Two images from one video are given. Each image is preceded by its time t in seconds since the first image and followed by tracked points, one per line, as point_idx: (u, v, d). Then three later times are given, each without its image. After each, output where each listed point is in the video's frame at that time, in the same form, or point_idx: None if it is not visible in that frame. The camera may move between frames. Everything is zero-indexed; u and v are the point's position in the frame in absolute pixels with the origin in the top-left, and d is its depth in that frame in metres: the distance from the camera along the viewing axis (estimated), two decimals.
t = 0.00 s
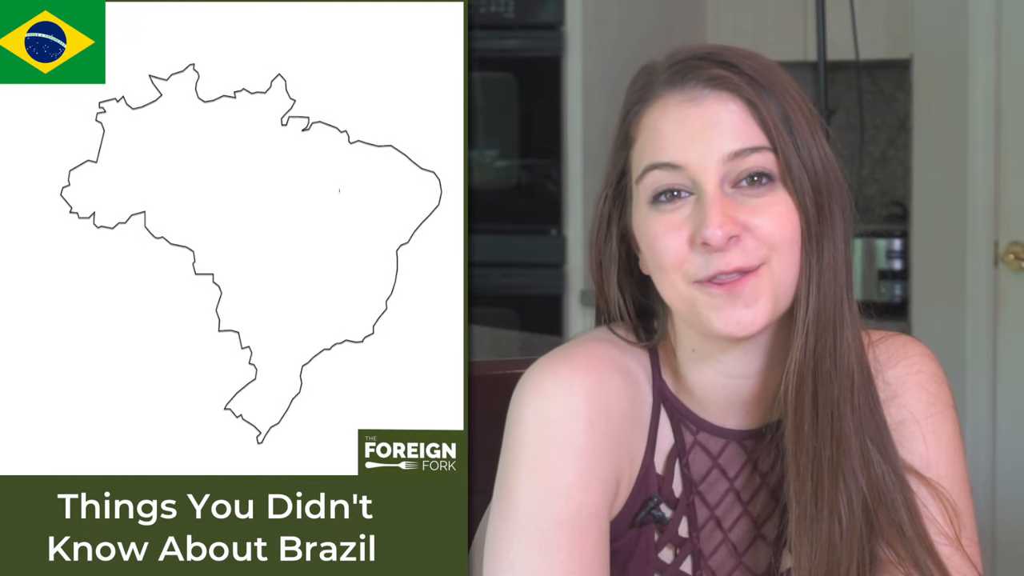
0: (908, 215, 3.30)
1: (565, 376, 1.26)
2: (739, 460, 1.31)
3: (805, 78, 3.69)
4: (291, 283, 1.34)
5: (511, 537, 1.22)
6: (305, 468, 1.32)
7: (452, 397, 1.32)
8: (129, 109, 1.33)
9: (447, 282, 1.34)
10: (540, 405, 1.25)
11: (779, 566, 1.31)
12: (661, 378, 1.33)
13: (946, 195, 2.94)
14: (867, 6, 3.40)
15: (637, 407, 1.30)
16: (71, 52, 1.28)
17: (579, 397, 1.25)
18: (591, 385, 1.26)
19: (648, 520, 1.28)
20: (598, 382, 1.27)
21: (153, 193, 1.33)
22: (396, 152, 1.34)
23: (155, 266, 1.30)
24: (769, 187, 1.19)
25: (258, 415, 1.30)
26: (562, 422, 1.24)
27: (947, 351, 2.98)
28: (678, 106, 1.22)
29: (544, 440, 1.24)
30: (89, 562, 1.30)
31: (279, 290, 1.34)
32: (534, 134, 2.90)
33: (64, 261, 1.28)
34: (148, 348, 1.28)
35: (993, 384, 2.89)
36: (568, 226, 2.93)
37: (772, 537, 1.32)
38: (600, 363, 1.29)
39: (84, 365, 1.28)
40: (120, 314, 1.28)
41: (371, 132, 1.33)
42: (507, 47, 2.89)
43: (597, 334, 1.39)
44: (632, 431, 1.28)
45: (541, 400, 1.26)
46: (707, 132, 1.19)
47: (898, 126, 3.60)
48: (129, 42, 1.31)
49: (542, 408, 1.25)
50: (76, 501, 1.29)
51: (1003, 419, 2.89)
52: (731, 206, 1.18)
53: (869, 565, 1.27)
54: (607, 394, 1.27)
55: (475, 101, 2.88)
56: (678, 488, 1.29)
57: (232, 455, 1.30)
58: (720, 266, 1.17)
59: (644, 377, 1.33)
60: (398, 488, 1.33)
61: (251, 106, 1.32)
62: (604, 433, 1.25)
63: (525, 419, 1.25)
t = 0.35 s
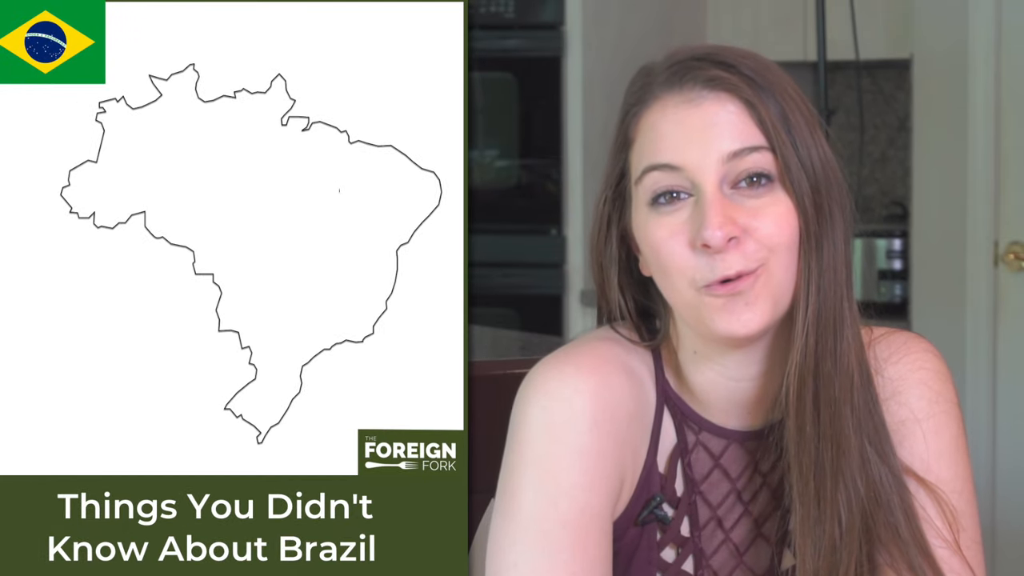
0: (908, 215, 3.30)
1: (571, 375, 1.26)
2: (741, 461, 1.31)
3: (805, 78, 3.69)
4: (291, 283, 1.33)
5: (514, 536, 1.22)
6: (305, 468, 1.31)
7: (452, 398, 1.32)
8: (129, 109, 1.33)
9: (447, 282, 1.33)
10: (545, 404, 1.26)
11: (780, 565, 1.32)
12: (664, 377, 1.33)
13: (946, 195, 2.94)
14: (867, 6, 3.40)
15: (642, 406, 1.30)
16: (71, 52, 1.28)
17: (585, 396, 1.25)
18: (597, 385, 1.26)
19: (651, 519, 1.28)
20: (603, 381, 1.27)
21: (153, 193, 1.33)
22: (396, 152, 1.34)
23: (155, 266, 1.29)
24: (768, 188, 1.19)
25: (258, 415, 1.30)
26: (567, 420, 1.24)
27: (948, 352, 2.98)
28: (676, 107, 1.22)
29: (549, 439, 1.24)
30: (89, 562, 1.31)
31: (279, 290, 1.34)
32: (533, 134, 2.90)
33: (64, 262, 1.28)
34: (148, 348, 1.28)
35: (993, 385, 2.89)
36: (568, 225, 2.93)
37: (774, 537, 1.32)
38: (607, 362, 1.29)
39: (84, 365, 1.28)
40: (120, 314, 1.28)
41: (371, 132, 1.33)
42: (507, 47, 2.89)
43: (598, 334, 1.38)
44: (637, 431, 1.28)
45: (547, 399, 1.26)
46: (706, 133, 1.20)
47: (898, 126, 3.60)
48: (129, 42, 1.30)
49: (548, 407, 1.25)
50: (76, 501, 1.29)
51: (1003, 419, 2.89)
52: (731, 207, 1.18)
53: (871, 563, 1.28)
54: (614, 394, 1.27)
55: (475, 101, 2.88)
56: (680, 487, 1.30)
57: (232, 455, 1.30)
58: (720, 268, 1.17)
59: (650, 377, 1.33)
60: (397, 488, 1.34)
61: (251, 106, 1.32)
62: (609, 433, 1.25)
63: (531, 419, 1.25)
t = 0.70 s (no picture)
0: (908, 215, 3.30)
1: (570, 375, 1.27)
2: (740, 461, 1.31)
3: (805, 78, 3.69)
4: (291, 283, 1.33)
5: (513, 536, 1.22)
6: (305, 468, 1.31)
7: (452, 398, 1.32)
8: (129, 109, 1.33)
9: (447, 282, 1.33)
10: (543, 404, 1.26)
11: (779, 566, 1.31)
12: (662, 378, 1.33)
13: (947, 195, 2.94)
14: (867, 6, 3.39)
15: (641, 406, 1.30)
16: (71, 52, 1.28)
17: (584, 395, 1.25)
18: (596, 384, 1.26)
19: (650, 519, 1.28)
20: (602, 380, 1.27)
21: (152, 193, 1.32)
22: (396, 152, 1.34)
23: (155, 266, 1.29)
24: (770, 190, 1.19)
25: (257, 415, 1.30)
26: (565, 420, 1.24)
27: (948, 352, 2.97)
28: (679, 108, 1.22)
29: (548, 438, 1.24)
30: (89, 562, 1.31)
31: (279, 290, 1.33)
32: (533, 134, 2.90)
33: (64, 261, 1.28)
34: (148, 348, 1.28)
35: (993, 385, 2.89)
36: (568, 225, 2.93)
37: (773, 537, 1.32)
38: (606, 362, 1.29)
39: (84, 365, 1.28)
40: (120, 314, 1.28)
41: (371, 132, 1.33)
42: (507, 47, 2.89)
43: (598, 334, 1.38)
44: (635, 431, 1.28)
45: (546, 398, 1.26)
46: (708, 135, 1.19)
47: (898, 126, 3.60)
48: (129, 42, 1.30)
49: (547, 406, 1.25)
50: (76, 501, 1.29)
51: (1003, 419, 2.89)
52: (733, 209, 1.18)
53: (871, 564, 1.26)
54: (613, 393, 1.27)
55: (474, 101, 2.87)
56: (679, 487, 1.30)
57: (232, 455, 1.30)
58: (720, 270, 1.18)
59: (649, 377, 1.33)
60: (398, 488, 1.33)
61: (251, 106, 1.32)
62: (608, 432, 1.25)
63: (530, 419, 1.25)
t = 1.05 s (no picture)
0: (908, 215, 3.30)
1: (568, 375, 1.27)
2: (738, 463, 1.32)
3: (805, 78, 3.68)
4: (291, 283, 1.34)
5: (512, 536, 1.22)
6: (305, 468, 1.32)
7: (451, 397, 1.32)
8: (129, 109, 1.33)
9: (447, 282, 1.34)
10: (541, 404, 1.26)
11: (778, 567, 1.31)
12: (661, 379, 1.33)
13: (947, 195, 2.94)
14: (867, 6, 3.39)
15: (639, 406, 1.30)
16: (71, 52, 1.29)
17: (581, 396, 1.26)
18: (594, 384, 1.27)
19: (649, 520, 1.28)
20: (601, 380, 1.27)
21: (153, 193, 1.33)
22: (396, 152, 1.34)
23: (155, 266, 1.30)
24: (772, 189, 1.20)
25: (258, 415, 1.30)
26: (564, 420, 1.24)
27: (948, 352, 2.97)
28: (683, 106, 1.22)
29: (546, 438, 1.24)
30: (89, 562, 1.30)
31: (279, 290, 1.34)
32: (533, 134, 2.90)
33: (64, 262, 1.28)
34: (148, 348, 1.28)
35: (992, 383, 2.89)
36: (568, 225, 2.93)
37: (772, 538, 1.32)
38: (604, 362, 1.30)
39: (83, 365, 1.28)
40: (120, 314, 1.28)
41: (371, 132, 1.33)
42: (507, 47, 2.89)
43: (598, 334, 1.39)
44: (633, 432, 1.29)
45: (544, 399, 1.26)
46: (711, 131, 1.20)
47: (898, 126, 3.60)
48: (129, 42, 1.31)
49: (545, 406, 1.25)
50: (76, 501, 1.29)
51: (1003, 419, 2.89)
52: (735, 206, 1.19)
53: (871, 563, 1.26)
54: (610, 393, 1.27)
55: (474, 101, 2.86)
56: (677, 488, 1.30)
57: (231, 455, 1.30)
58: (723, 267, 1.18)
59: (647, 378, 1.33)
60: (398, 488, 1.34)
61: (251, 106, 1.32)
62: (605, 432, 1.25)
63: (529, 418, 1.25)
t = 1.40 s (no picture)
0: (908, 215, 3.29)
1: (566, 375, 1.27)
2: (738, 463, 1.32)
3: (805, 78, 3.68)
4: (291, 283, 1.33)
5: (511, 536, 1.23)
6: (305, 468, 1.32)
7: (452, 397, 1.32)
8: (129, 109, 1.33)
9: (447, 282, 1.34)
10: (540, 404, 1.26)
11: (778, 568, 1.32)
12: (661, 379, 1.34)
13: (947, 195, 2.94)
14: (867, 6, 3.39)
15: (636, 406, 1.30)
16: (71, 52, 1.29)
17: (579, 396, 1.26)
18: (592, 384, 1.27)
19: (649, 520, 1.28)
20: (599, 381, 1.27)
21: (153, 193, 1.33)
22: (396, 152, 1.34)
23: (155, 266, 1.30)
24: (775, 194, 1.20)
25: (258, 415, 1.30)
26: (562, 420, 1.24)
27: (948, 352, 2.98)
28: (688, 108, 1.22)
29: (544, 439, 1.24)
30: (89, 562, 1.30)
31: (279, 290, 1.34)
32: (533, 134, 2.90)
33: (64, 262, 1.28)
34: (148, 348, 1.28)
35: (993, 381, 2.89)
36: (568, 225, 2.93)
37: (771, 538, 1.33)
38: (602, 363, 1.30)
39: (83, 364, 1.28)
40: (120, 314, 1.28)
41: (371, 132, 1.33)
42: (507, 46, 2.88)
43: (598, 334, 1.39)
44: (631, 431, 1.29)
45: (542, 399, 1.26)
46: (716, 136, 1.20)
47: (898, 126, 3.59)
48: (129, 42, 1.31)
49: (543, 406, 1.25)
50: (76, 501, 1.29)
51: (1003, 419, 2.89)
52: (738, 211, 1.19)
53: (870, 565, 1.27)
54: (608, 394, 1.27)
55: (474, 101, 2.85)
56: (677, 488, 1.30)
57: (231, 455, 1.30)
58: (723, 271, 1.19)
59: (646, 378, 1.33)
60: (397, 488, 1.34)
61: (251, 106, 1.32)
62: (603, 433, 1.25)
63: (527, 418, 1.25)
